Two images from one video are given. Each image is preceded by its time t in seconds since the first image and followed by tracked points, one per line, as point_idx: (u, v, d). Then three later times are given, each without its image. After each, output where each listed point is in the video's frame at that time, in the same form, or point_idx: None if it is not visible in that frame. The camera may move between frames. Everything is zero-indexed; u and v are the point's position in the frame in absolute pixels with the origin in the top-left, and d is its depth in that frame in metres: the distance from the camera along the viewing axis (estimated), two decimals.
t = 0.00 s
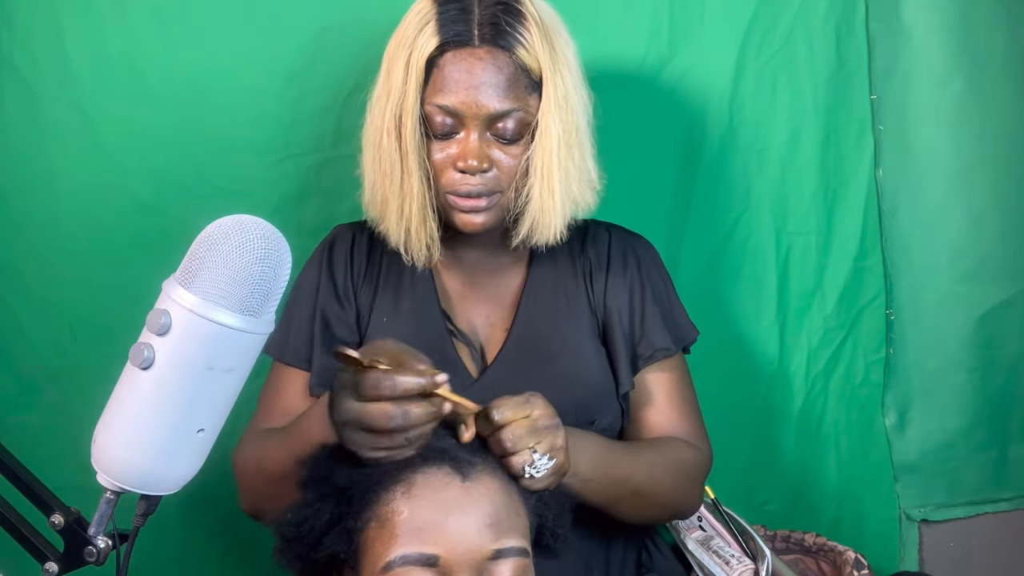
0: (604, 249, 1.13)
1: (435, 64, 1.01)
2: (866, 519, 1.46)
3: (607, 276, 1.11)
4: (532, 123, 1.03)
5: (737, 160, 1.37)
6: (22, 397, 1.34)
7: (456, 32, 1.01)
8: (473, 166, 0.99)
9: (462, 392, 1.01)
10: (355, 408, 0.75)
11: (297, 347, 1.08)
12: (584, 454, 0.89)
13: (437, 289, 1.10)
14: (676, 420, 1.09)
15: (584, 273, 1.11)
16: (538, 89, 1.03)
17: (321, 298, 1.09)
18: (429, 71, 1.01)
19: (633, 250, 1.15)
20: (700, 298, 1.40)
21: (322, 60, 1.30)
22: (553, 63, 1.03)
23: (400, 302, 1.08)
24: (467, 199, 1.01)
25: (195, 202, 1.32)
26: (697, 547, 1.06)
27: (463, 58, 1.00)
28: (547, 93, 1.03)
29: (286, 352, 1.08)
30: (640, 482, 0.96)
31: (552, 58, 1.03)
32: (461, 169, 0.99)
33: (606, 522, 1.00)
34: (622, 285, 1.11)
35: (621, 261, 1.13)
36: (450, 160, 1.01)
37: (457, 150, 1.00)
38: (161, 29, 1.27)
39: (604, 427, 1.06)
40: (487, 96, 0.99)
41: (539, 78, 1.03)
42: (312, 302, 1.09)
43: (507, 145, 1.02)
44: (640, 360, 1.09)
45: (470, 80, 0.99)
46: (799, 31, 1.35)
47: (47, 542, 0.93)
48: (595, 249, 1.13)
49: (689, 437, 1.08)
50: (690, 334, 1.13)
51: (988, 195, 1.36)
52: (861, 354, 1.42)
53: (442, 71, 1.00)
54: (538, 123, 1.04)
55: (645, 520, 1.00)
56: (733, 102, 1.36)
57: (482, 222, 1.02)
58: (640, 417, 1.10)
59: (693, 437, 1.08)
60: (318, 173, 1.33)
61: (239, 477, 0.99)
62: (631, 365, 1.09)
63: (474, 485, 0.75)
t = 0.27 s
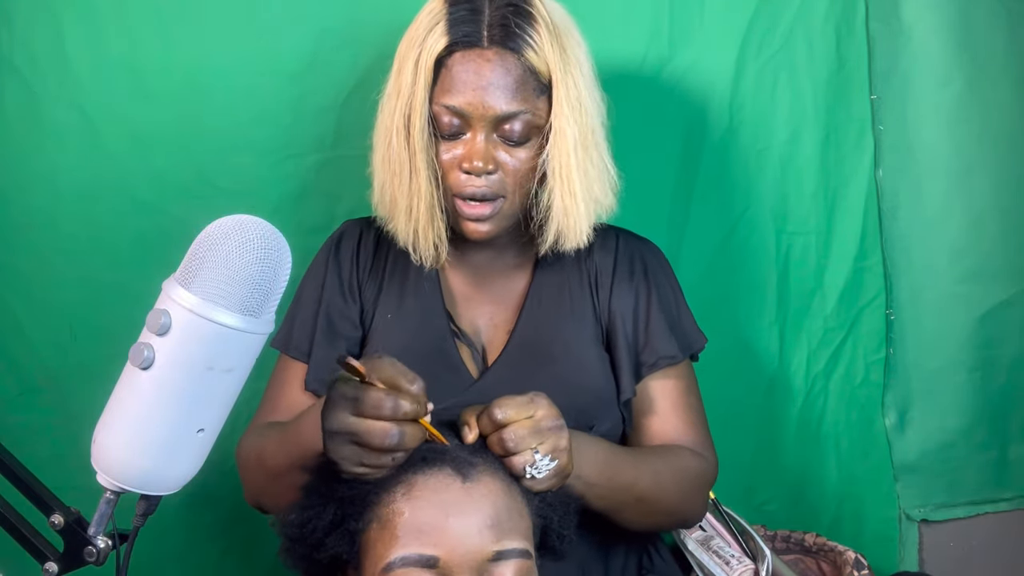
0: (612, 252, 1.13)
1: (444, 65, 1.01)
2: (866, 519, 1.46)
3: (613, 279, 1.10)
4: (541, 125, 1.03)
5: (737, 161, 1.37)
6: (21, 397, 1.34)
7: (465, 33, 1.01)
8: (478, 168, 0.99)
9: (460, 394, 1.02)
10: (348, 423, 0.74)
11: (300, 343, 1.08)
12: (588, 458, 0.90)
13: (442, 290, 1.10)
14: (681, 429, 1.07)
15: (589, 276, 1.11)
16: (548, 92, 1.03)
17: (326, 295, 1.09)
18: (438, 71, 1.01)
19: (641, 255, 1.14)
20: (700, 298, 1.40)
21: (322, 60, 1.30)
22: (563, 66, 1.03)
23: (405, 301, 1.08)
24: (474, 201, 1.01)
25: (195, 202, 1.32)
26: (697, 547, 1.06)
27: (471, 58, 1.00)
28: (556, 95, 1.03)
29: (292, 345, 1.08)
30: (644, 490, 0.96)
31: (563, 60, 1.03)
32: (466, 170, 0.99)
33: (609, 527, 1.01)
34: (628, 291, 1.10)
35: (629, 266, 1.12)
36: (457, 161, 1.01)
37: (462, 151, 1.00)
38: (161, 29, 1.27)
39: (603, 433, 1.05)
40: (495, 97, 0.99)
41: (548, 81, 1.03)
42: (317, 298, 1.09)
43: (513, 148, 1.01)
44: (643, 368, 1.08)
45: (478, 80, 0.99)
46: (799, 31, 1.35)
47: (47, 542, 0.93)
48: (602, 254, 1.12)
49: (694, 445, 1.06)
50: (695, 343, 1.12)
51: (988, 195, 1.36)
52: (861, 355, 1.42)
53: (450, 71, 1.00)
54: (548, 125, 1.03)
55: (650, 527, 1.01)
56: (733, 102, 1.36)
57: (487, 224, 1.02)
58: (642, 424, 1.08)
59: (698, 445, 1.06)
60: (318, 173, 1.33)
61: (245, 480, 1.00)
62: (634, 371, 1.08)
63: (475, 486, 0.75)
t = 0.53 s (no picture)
0: (613, 251, 1.13)
1: (450, 62, 1.01)
2: (866, 519, 1.46)
3: (615, 277, 1.10)
4: (545, 123, 1.03)
5: (737, 161, 1.37)
6: (21, 397, 1.34)
7: (470, 31, 1.02)
8: (484, 164, 0.99)
9: (461, 394, 1.02)
10: (343, 418, 0.76)
11: (303, 340, 1.08)
12: (589, 459, 0.90)
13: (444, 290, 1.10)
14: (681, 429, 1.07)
15: (590, 275, 1.11)
16: (552, 90, 1.03)
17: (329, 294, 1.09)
18: (444, 68, 1.01)
19: (642, 254, 1.14)
20: (700, 298, 1.40)
21: (322, 60, 1.30)
22: (567, 64, 1.03)
23: (406, 300, 1.08)
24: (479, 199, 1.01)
25: (195, 202, 1.32)
26: (697, 547, 1.06)
27: (477, 56, 1.00)
28: (559, 94, 1.03)
29: (295, 344, 1.08)
30: (645, 491, 0.96)
31: (566, 59, 1.03)
32: (472, 167, 0.99)
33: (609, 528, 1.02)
34: (629, 290, 1.10)
35: (631, 265, 1.12)
36: (462, 159, 1.01)
37: (468, 148, 1.00)
38: (161, 29, 1.27)
39: (605, 432, 1.05)
40: (500, 94, 0.99)
41: (552, 79, 1.03)
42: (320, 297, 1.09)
43: (518, 145, 1.01)
44: (644, 367, 1.08)
45: (484, 77, 0.99)
46: (799, 31, 1.35)
47: (47, 542, 0.93)
48: (603, 253, 1.12)
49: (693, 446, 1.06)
50: (696, 342, 1.12)
51: (988, 195, 1.36)
52: (861, 355, 1.42)
53: (456, 68, 1.01)
54: (551, 123, 1.03)
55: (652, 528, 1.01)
56: (733, 103, 1.36)
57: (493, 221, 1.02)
58: (642, 423, 1.08)
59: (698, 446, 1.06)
60: (318, 173, 1.33)
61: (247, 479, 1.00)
62: (635, 371, 1.09)
63: (475, 488, 0.75)
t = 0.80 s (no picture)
0: (612, 251, 1.13)
1: (448, 62, 1.01)
2: (866, 518, 1.46)
3: (615, 277, 1.11)
4: (544, 123, 1.03)
5: (736, 161, 1.37)
6: (21, 397, 1.34)
7: (469, 30, 1.02)
8: (482, 164, 0.99)
9: (461, 392, 1.02)
10: (355, 415, 0.76)
11: (303, 339, 1.08)
12: (593, 459, 0.90)
13: (445, 289, 1.10)
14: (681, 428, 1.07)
15: (590, 275, 1.11)
16: (550, 89, 1.03)
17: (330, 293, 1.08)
18: (442, 68, 1.02)
19: (642, 253, 1.14)
20: (700, 298, 1.40)
21: (322, 60, 1.30)
22: (565, 64, 1.03)
23: (407, 300, 1.08)
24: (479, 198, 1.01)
25: (195, 202, 1.32)
26: (697, 547, 1.06)
27: (475, 55, 1.00)
28: (558, 93, 1.03)
29: (295, 344, 1.08)
30: (648, 490, 0.96)
31: (565, 58, 1.03)
32: (471, 167, 0.99)
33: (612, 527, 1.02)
34: (629, 289, 1.10)
35: (630, 264, 1.12)
36: (461, 158, 1.01)
37: (467, 147, 1.00)
38: (161, 29, 1.27)
39: (605, 431, 1.05)
40: (498, 93, 0.99)
41: (550, 78, 1.03)
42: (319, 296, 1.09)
43: (517, 145, 1.02)
44: (644, 366, 1.08)
45: (482, 77, 0.99)
46: (799, 32, 1.35)
47: (47, 542, 0.93)
48: (603, 253, 1.12)
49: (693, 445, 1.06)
50: (696, 341, 1.12)
51: (988, 195, 1.36)
52: (861, 355, 1.42)
53: (455, 68, 1.01)
54: (550, 122, 1.03)
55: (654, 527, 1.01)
56: (733, 103, 1.36)
57: (492, 221, 1.02)
58: (642, 422, 1.08)
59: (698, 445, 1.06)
60: (318, 173, 1.33)
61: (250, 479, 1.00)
62: (636, 370, 1.09)
63: (482, 487, 0.75)
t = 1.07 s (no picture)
0: (613, 251, 1.13)
1: (449, 59, 1.01)
2: (866, 518, 1.46)
3: (615, 276, 1.11)
4: (544, 120, 1.03)
5: (737, 160, 1.37)
6: (21, 397, 1.34)
7: (469, 28, 1.02)
8: (483, 161, 0.99)
9: (462, 390, 1.02)
10: (358, 406, 0.75)
11: (304, 337, 1.08)
12: (592, 459, 0.90)
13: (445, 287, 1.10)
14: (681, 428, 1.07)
15: (591, 275, 1.11)
16: (550, 87, 1.03)
17: (330, 292, 1.09)
18: (443, 65, 1.01)
19: (642, 253, 1.14)
20: (700, 298, 1.40)
21: (322, 60, 1.30)
22: (565, 61, 1.03)
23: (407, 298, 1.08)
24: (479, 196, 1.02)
25: (195, 203, 1.32)
26: (697, 547, 1.06)
27: (476, 53, 1.00)
28: (558, 91, 1.03)
29: (294, 344, 1.08)
30: (647, 490, 0.96)
31: (564, 56, 1.03)
32: (471, 163, 0.99)
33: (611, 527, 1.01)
34: (630, 289, 1.10)
35: (631, 263, 1.12)
36: (461, 155, 1.01)
37: (467, 145, 1.00)
38: (161, 30, 1.27)
39: (605, 429, 1.05)
40: (499, 91, 0.99)
41: (550, 76, 1.03)
42: (320, 296, 1.09)
43: (517, 142, 1.02)
44: (645, 365, 1.08)
45: (482, 74, 0.99)
46: (799, 31, 1.35)
47: (47, 542, 0.93)
48: (604, 252, 1.12)
49: (693, 444, 1.06)
50: (697, 340, 1.12)
51: (988, 195, 1.36)
52: (861, 355, 1.42)
53: (455, 66, 1.00)
54: (549, 119, 1.03)
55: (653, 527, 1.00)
56: (733, 103, 1.36)
57: (492, 219, 1.02)
58: (642, 421, 1.08)
59: (698, 444, 1.06)
60: (317, 173, 1.33)
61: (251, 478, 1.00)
62: (636, 369, 1.08)
63: (481, 485, 0.75)
